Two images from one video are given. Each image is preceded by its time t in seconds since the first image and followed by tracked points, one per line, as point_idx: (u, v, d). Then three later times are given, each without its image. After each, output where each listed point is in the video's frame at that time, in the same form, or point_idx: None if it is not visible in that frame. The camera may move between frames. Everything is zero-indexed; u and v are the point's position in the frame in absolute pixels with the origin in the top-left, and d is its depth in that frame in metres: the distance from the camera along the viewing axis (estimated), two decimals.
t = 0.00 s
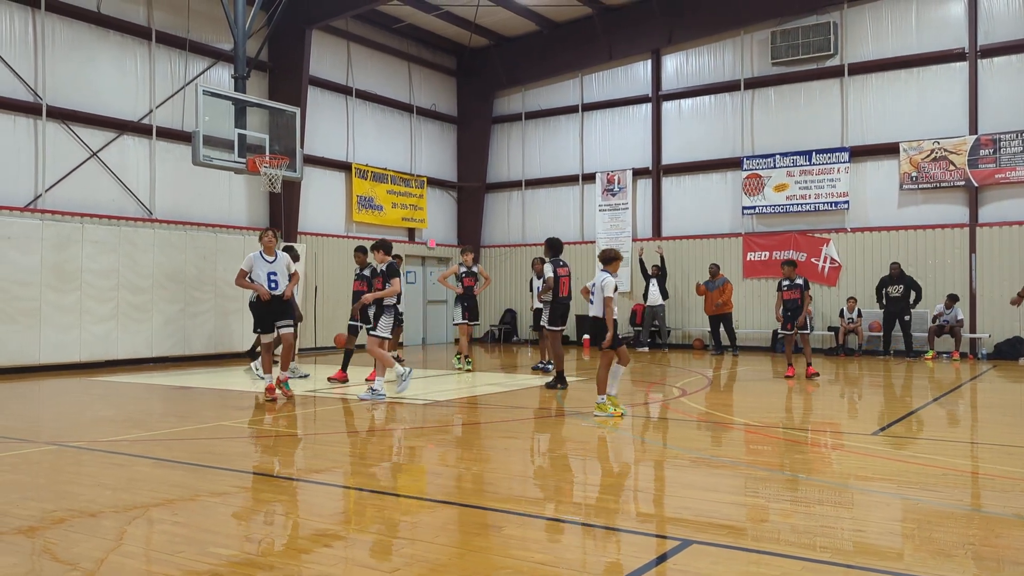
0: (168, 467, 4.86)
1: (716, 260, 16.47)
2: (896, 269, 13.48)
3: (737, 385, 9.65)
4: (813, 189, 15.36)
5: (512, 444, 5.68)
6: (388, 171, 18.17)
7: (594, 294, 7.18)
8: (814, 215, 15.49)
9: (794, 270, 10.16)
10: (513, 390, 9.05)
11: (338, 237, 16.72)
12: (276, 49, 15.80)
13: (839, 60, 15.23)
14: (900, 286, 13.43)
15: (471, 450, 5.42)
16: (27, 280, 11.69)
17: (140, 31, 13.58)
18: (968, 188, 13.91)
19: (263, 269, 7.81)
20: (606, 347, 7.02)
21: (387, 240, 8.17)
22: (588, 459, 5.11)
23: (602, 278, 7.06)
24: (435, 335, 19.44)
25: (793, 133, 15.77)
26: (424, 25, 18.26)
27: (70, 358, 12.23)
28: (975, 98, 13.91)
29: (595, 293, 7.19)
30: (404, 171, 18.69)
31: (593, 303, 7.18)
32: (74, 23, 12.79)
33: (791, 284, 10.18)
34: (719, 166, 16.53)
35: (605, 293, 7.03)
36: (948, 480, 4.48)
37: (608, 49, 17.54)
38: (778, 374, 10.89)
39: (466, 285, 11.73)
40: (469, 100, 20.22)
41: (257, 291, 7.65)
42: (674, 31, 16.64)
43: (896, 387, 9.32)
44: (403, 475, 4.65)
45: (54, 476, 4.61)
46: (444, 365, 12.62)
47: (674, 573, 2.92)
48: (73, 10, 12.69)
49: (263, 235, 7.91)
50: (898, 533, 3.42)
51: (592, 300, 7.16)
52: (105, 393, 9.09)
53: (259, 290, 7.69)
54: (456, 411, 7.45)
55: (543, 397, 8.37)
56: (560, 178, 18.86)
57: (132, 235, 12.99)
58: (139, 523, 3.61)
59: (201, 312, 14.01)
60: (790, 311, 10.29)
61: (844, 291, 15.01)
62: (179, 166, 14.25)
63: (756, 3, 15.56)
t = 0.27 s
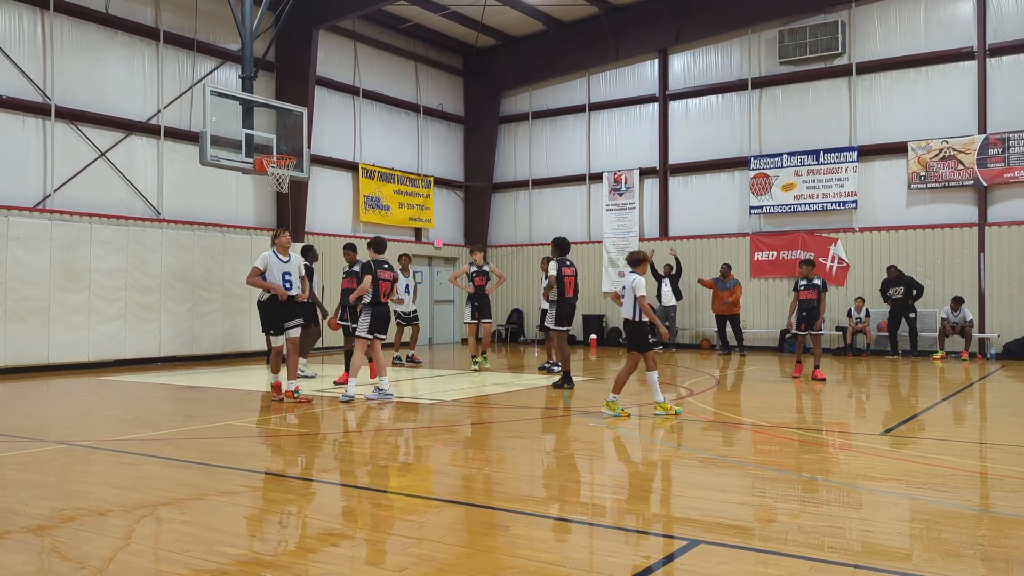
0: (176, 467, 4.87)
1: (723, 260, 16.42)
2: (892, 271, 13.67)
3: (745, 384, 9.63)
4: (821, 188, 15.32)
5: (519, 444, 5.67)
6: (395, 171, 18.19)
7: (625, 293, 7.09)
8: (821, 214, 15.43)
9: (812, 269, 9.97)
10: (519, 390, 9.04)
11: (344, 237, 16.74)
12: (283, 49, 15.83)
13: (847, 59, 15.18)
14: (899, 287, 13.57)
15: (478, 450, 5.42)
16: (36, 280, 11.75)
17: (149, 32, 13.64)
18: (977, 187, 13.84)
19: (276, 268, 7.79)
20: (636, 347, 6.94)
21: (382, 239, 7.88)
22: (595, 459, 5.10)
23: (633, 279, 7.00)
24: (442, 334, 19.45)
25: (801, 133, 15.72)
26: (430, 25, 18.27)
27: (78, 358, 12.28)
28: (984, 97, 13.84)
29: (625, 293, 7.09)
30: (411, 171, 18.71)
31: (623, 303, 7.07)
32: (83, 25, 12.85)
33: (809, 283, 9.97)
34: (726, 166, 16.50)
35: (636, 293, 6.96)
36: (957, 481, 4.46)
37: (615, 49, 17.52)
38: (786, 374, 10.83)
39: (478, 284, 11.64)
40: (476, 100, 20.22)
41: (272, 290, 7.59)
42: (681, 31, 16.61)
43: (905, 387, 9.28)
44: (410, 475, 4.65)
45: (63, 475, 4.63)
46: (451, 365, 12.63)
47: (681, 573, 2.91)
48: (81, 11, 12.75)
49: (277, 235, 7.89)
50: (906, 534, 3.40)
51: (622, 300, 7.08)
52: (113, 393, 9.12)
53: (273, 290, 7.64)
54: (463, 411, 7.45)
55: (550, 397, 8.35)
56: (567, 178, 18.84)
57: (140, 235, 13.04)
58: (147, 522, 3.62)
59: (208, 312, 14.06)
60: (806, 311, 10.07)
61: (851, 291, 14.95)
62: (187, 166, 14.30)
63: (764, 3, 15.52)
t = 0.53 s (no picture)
0: (183, 466, 4.88)
1: (729, 260, 16.38)
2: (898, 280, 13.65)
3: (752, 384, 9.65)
4: (827, 188, 15.27)
5: (524, 444, 5.68)
6: (401, 171, 18.21)
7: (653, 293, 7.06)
8: (828, 214, 15.39)
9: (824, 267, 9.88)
10: (525, 390, 9.04)
11: (350, 237, 16.77)
12: (289, 50, 15.87)
13: (854, 59, 15.13)
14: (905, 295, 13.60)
15: (484, 450, 5.42)
16: (43, 280, 11.80)
17: (156, 33, 13.69)
18: (984, 187, 13.78)
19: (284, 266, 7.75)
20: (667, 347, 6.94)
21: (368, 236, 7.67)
22: (601, 459, 5.10)
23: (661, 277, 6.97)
24: (448, 334, 19.46)
25: (807, 133, 15.68)
26: (436, 25, 18.29)
27: (85, 358, 12.33)
28: (992, 97, 13.78)
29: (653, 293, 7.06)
30: (417, 171, 18.73)
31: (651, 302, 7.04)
32: (90, 26, 12.91)
33: (822, 283, 9.87)
34: (732, 166, 16.47)
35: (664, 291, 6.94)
36: (964, 481, 4.44)
37: (621, 49, 17.51)
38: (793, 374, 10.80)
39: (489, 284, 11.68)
40: (482, 100, 20.22)
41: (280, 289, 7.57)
42: (687, 31, 16.59)
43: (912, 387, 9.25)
44: (416, 474, 4.66)
45: (70, 475, 4.65)
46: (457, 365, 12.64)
47: (687, 573, 2.91)
48: (88, 12, 12.79)
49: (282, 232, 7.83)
50: (914, 535, 3.39)
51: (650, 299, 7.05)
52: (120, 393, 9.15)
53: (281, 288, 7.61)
54: (469, 410, 7.46)
55: (556, 397, 8.35)
56: (572, 178, 18.83)
57: (147, 235, 13.08)
58: (154, 521, 3.63)
59: (215, 312, 14.10)
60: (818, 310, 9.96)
61: (858, 291, 14.90)
62: (193, 167, 14.34)
63: (770, 3, 15.49)
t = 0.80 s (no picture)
0: (189, 466, 4.90)
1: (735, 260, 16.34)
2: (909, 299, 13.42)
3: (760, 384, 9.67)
4: (834, 188, 15.23)
5: (530, 444, 5.68)
6: (407, 171, 18.23)
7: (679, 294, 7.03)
8: (834, 214, 15.35)
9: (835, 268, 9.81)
10: (531, 391, 9.04)
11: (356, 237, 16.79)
12: (295, 50, 15.90)
13: (860, 58, 15.08)
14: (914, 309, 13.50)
15: (489, 450, 5.42)
16: (50, 281, 11.84)
17: (162, 34, 13.74)
18: (992, 187, 13.72)
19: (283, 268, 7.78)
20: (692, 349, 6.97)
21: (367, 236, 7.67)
22: (607, 459, 5.10)
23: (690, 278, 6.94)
24: (454, 334, 19.48)
25: (813, 132, 15.64)
26: (441, 26, 18.30)
27: (92, 358, 12.37)
28: (999, 96, 13.72)
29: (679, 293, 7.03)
30: (422, 171, 18.76)
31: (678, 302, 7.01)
32: (97, 27, 12.96)
33: (832, 285, 9.78)
34: (738, 166, 16.44)
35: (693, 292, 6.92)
36: (971, 482, 4.42)
37: (626, 49, 17.49)
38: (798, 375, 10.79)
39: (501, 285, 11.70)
40: (487, 100, 20.22)
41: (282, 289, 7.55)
42: (692, 30, 16.57)
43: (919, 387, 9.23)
44: (421, 474, 4.66)
45: (77, 475, 4.67)
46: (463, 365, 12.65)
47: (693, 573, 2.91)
48: (95, 14, 12.84)
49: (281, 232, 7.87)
50: (920, 535, 3.38)
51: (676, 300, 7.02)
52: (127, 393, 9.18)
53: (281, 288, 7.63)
54: (474, 410, 7.47)
55: (561, 397, 8.35)
56: (578, 179, 18.83)
57: (154, 236, 13.13)
58: (161, 521, 3.64)
59: (221, 312, 14.14)
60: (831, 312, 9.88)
61: (864, 291, 14.86)
62: (200, 167, 14.38)
63: (776, 2, 15.45)
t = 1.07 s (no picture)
0: (195, 465, 4.92)
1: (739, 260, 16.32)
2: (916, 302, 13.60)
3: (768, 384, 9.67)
4: (839, 188, 15.20)
5: (535, 444, 5.68)
6: (411, 171, 18.25)
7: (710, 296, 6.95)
8: (840, 214, 15.32)
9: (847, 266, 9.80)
10: (536, 390, 9.05)
11: (361, 237, 16.81)
12: (300, 51, 15.93)
13: (866, 57, 15.04)
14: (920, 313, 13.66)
15: (494, 450, 5.43)
16: (56, 280, 11.89)
17: (168, 34, 13.77)
18: (998, 187, 13.67)
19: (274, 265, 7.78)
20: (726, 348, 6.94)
21: (378, 236, 7.70)
22: (612, 459, 5.10)
23: (721, 278, 6.84)
24: (459, 334, 19.50)
25: (818, 132, 15.62)
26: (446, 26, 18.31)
27: (98, 358, 12.41)
28: (1005, 95, 13.67)
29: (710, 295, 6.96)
30: (427, 171, 18.78)
31: (708, 304, 6.96)
32: (103, 28, 13.00)
33: (843, 282, 9.81)
34: (743, 166, 16.41)
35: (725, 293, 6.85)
36: (977, 482, 4.41)
37: (631, 49, 17.48)
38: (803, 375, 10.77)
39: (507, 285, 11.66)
40: (492, 100, 20.23)
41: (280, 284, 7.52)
42: (697, 30, 16.55)
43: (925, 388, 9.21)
44: (426, 474, 4.67)
45: (83, 474, 4.68)
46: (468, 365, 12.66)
47: (698, 573, 2.90)
48: (101, 14, 12.88)
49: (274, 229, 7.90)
50: (926, 536, 3.37)
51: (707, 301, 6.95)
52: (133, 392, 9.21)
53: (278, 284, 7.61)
54: (479, 410, 7.47)
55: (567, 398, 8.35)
56: (582, 179, 18.83)
57: (159, 236, 13.17)
58: (166, 520, 3.65)
59: (226, 312, 14.17)
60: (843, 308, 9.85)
61: (870, 292, 14.83)
62: (205, 168, 14.42)
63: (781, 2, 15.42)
